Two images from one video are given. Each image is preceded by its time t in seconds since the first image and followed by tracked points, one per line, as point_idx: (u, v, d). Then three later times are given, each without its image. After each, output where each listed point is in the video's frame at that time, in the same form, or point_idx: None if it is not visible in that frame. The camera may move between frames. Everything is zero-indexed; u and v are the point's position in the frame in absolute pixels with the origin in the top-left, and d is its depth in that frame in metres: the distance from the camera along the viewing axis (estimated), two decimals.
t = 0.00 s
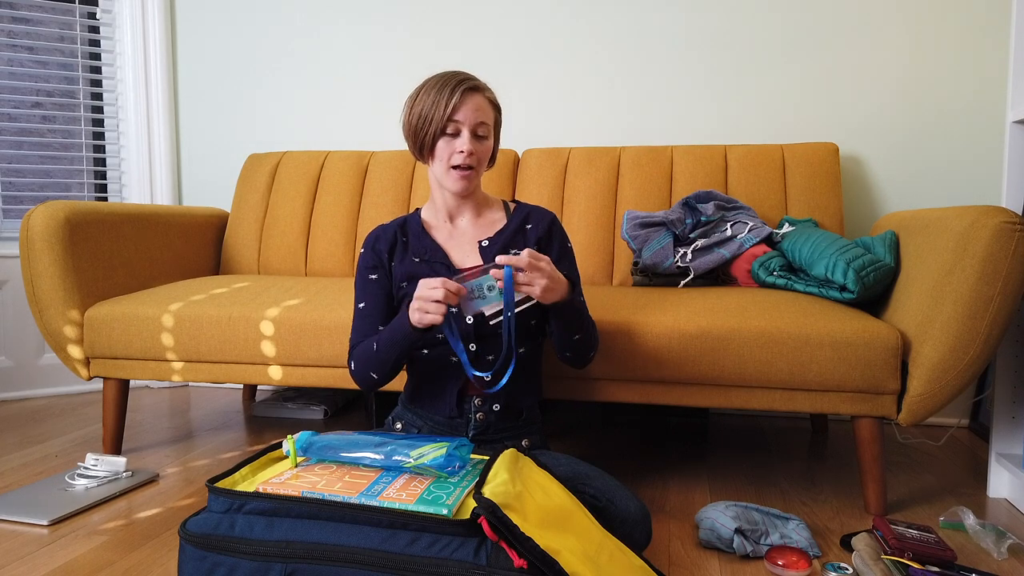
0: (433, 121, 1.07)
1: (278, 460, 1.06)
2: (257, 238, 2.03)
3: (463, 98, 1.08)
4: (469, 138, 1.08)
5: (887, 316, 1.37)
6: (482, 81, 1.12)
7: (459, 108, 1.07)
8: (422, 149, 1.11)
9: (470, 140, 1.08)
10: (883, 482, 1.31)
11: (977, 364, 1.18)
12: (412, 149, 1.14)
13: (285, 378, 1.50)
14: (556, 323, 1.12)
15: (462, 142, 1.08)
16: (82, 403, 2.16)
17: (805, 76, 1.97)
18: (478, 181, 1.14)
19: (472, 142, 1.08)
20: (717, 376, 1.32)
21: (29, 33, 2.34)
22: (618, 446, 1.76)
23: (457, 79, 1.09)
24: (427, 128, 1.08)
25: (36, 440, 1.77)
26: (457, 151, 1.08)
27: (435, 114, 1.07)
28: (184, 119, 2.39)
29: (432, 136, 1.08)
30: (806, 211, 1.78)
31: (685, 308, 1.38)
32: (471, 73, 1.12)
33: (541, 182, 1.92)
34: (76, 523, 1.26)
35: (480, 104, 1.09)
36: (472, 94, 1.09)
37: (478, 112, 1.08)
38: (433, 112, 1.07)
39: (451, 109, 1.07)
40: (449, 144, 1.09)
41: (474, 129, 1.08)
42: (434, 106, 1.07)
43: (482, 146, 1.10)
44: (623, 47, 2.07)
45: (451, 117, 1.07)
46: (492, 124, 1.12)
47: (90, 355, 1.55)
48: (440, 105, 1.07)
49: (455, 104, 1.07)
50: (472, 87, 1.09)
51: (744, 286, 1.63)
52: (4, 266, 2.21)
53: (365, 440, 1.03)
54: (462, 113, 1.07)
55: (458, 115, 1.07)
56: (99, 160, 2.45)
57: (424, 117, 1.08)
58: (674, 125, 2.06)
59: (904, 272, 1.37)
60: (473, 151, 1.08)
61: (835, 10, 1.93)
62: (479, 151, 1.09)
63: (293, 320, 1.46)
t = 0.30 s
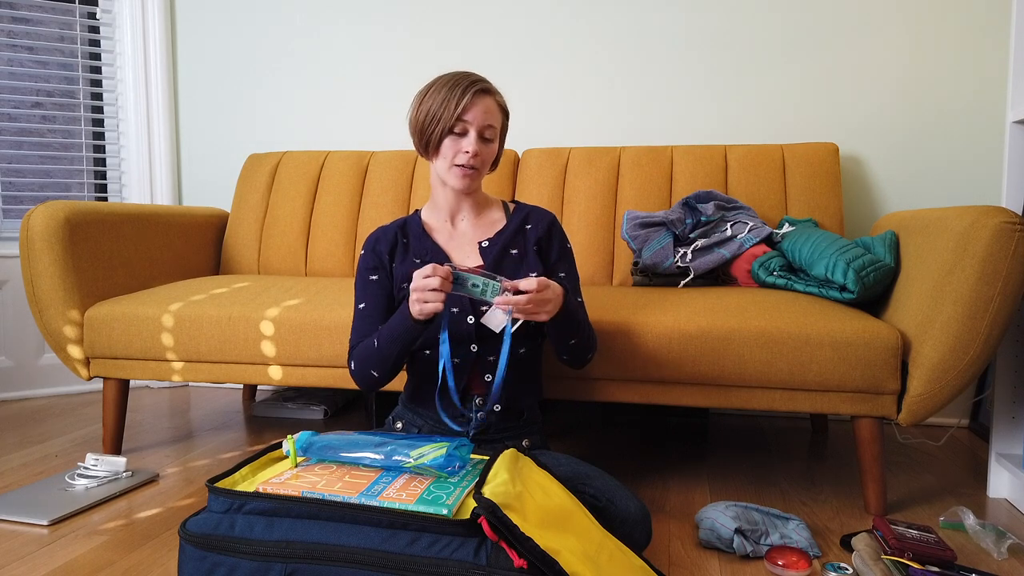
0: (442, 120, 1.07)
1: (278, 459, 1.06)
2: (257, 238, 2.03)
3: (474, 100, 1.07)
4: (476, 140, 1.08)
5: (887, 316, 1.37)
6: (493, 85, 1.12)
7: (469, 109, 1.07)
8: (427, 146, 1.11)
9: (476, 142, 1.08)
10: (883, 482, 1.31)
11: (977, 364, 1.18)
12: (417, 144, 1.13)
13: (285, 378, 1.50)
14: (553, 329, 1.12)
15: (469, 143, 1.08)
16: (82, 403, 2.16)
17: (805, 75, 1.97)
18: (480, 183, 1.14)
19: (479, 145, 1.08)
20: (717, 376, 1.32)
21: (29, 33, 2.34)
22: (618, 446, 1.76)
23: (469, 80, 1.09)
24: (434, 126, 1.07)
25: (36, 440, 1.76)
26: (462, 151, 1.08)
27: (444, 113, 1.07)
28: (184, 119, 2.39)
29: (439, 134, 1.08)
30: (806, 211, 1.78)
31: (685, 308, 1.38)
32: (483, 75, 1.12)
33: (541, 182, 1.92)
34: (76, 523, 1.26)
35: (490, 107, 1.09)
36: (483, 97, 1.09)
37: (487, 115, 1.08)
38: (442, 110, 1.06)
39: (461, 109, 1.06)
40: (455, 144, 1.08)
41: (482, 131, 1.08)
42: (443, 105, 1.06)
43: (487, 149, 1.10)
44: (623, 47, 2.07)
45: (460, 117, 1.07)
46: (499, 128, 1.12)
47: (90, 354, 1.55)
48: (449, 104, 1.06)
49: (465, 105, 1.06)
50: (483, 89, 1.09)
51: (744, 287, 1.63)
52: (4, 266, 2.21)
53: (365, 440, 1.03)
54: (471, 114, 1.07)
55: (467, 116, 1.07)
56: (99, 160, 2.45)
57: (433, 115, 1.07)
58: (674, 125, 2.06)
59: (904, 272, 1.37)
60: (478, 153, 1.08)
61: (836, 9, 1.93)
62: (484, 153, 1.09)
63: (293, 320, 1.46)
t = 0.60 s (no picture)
0: (446, 120, 1.06)
1: (278, 459, 1.06)
2: (257, 238, 2.03)
3: (479, 101, 1.07)
4: (480, 141, 1.07)
5: (887, 316, 1.37)
6: (499, 87, 1.12)
7: (474, 110, 1.06)
8: (431, 145, 1.10)
9: (480, 144, 1.08)
10: (883, 482, 1.31)
11: (976, 364, 1.18)
12: (419, 143, 1.13)
13: (285, 378, 1.50)
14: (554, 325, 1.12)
15: (472, 144, 1.07)
16: (82, 403, 2.16)
17: (805, 76, 1.97)
18: (481, 183, 1.14)
19: (482, 146, 1.08)
20: (717, 376, 1.31)
21: (29, 32, 2.34)
22: (618, 446, 1.76)
23: (475, 81, 1.08)
24: (439, 126, 1.07)
25: (36, 440, 1.76)
26: (465, 152, 1.08)
27: (449, 113, 1.06)
28: (184, 120, 2.39)
29: (443, 135, 1.08)
30: (806, 211, 1.78)
31: (685, 308, 1.38)
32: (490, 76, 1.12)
33: (541, 182, 1.92)
34: (76, 523, 1.26)
35: (495, 108, 1.09)
36: (488, 99, 1.09)
37: (492, 117, 1.08)
38: (447, 110, 1.06)
39: (466, 110, 1.06)
40: (458, 145, 1.08)
41: (486, 133, 1.08)
42: (449, 105, 1.06)
43: (490, 150, 1.10)
44: (622, 47, 2.07)
45: (464, 118, 1.06)
46: (503, 131, 1.12)
47: (90, 354, 1.55)
48: (455, 105, 1.06)
49: (470, 106, 1.06)
50: (489, 92, 1.09)
51: (744, 287, 1.63)
52: (4, 266, 2.21)
53: (365, 440, 1.03)
54: (476, 116, 1.07)
55: (472, 117, 1.07)
56: (99, 160, 2.45)
57: (438, 114, 1.07)
58: (673, 126, 2.06)
59: (904, 272, 1.37)
60: (481, 154, 1.08)
61: (836, 10, 1.93)
62: (487, 155, 1.09)
63: (293, 320, 1.46)
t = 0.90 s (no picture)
0: (445, 121, 1.06)
1: (278, 460, 1.06)
2: (258, 238, 2.03)
3: (478, 102, 1.07)
4: (479, 141, 1.07)
5: (887, 316, 1.37)
6: (498, 88, 1.12)
7: (473, 111, 1.06)
8: (430, 146, 1.10)
9: (479, 144, 1.07)
10: (883, 482, 1.31)
11: (976, 364, 1.18)
12: (419, 144, 1.13)
13: (285, 378, 1.50)
14: (559, 332, 1.12)
15: (471, 144, 1.07)
16: (82, 403, 2.16)
17: (805, 76, 1.97)
18: (481, 183, 1.14)
19: (481, 146, 1.08)
20: (717, 376, 1.31)
21: (29, 32, 2.34)
22: (618, 446, 1.76)
23: (473, 81, 1.08)
24: (438, 127, 1.07)
25: (36, 440, 1.76)
26: (464, 153, 1.08)
27: (448, 114, 1.06)
28: (184, 120, 2.39)
29: (442, 135, 1.07)
30: (806, 211, 1.78)
31: (686, 308, 1.38)
32: (488, 76, 1.11)
33: (541, 182, 1.92)
34: (76, 523, 1.26)
35: (493, 108, 1.09)
36: (487, 99, 1.08)
37: (491, 117, 1.08)
38: (446, 111, 1.06)
39: (464, 110, 1.06)
40: (458, 145, 1.08)
41: (485, 133, 1.08)
42: (448, 105, 1.06)
43: (490, 150, 1.10)
44: (622, 47, 2.07)
45: (463, 118, 1.06)
46: (502, 131, 1.12)
47: (90, 354, 1.55)
48: (453, 106, 1.06)
49: (469, 106, 1.06)
50: (488, 92, 1.09)
51: (744, 287, 1.63)
52: (4, 266, 2.21)
53: (365, 441, 1.03)
54: (475, 116, 1.07)
55: (471, 118, 1.06)
56: (99, 159, 2.45)
57: (437, 115, 1.07)
58: (673, 126, 2.06)
59: (904, 272, 1.37)
60: (480, 155, 1.08)
61: (836, 10, 1.93)
62: (486, 155, 1.09)
63: (293, 320, 1.46)
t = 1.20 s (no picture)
0: (439, 118, 1.06)
1: (278, 460, 1.06)
2: (257, 238, 2.03)
3: (470, 97, 1.07)
4: (475, 135, 1.07)
5: (888, 316, 1.37)
6: (491, 81, 1.12)
7: (466, 105, 1.07)
8: (428, 146, 1.10)
9: (475, 137, 1.07)
10: (884, 482, 1.31)
11: (978, 364, 1.18)
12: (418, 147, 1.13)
13: (285, 378, 1.49)
14: (561, 336, 1.12)
15: (467, 138, 1.07)
16: (81, 403, 2.15)
17: (805, 75, 1.96)
18: (482, 179, 1.13)
19: (478, 140, 1.07)
20: (718, 376, 1.31)
21: (29, 32, 2.34)
22: (619, 446, 1.75)
23: (465, 77, 1.09)
24: (433, 126, 1.07)
25: (36, 441, 1.76)
26: (461, 148, 1.07)
27: (442, 111, 1.06)
28: (184, 120, 2.39)
29: (437, 134, 1.08)
30: (807, 211, 1.78)
31: (686, 308, 1.38)
32: (479, 71, 1.12)
33: (541, 182, 1.92)
34: (75, 524, 1.25)
35: (487, 101, 1.09)
36: (479, 92, 1.09)
37: (485, 110, 1.08)
38: (440, 109, 1.06)
39: (458, 106, 1.06)
40: (454, 141, 1.08)
41: (480, 127, 1.08)
42: (441, 103, 1.06)
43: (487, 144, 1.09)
44: (622, 47, 2.06)
45: (457, 114, 1.06)
46: (498, 123, 1.12)
47: (89, 355, 1.55)
48: (447, 102, 1.06)
49: (462, 100, 1.06)
50: (480, 86, 1.09)
51: (745, 287, 1.63)
52: (3, 266, 2.20)
53: (365, 441, 1.03)
54: (468, 110, 1.07)
55: (464, 112, 1.07)
56: (99, 160, 2.45)
57: (431, 114, 1.07)
58: (674, 126, 2.05)
59: (905, 272, 1.36)
60: (477, 149, 1.08)
61: (837, 10, 1.93)
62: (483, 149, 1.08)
63: (293, 320, 1.46)
